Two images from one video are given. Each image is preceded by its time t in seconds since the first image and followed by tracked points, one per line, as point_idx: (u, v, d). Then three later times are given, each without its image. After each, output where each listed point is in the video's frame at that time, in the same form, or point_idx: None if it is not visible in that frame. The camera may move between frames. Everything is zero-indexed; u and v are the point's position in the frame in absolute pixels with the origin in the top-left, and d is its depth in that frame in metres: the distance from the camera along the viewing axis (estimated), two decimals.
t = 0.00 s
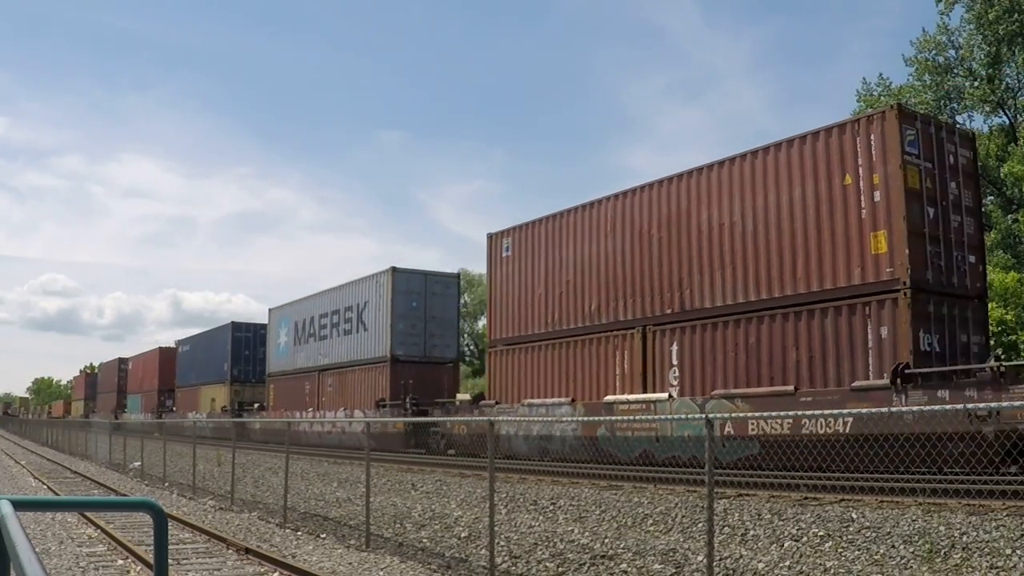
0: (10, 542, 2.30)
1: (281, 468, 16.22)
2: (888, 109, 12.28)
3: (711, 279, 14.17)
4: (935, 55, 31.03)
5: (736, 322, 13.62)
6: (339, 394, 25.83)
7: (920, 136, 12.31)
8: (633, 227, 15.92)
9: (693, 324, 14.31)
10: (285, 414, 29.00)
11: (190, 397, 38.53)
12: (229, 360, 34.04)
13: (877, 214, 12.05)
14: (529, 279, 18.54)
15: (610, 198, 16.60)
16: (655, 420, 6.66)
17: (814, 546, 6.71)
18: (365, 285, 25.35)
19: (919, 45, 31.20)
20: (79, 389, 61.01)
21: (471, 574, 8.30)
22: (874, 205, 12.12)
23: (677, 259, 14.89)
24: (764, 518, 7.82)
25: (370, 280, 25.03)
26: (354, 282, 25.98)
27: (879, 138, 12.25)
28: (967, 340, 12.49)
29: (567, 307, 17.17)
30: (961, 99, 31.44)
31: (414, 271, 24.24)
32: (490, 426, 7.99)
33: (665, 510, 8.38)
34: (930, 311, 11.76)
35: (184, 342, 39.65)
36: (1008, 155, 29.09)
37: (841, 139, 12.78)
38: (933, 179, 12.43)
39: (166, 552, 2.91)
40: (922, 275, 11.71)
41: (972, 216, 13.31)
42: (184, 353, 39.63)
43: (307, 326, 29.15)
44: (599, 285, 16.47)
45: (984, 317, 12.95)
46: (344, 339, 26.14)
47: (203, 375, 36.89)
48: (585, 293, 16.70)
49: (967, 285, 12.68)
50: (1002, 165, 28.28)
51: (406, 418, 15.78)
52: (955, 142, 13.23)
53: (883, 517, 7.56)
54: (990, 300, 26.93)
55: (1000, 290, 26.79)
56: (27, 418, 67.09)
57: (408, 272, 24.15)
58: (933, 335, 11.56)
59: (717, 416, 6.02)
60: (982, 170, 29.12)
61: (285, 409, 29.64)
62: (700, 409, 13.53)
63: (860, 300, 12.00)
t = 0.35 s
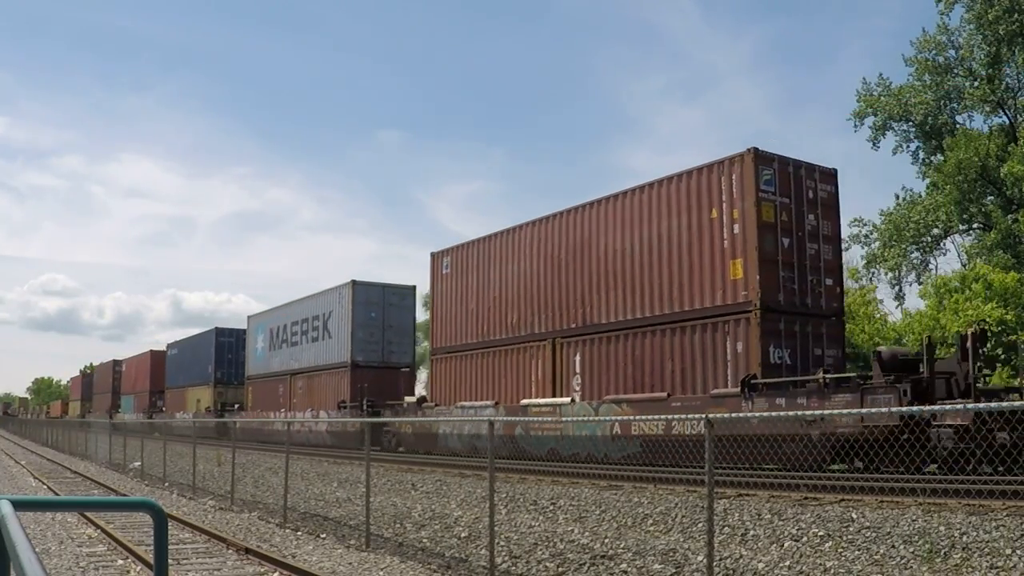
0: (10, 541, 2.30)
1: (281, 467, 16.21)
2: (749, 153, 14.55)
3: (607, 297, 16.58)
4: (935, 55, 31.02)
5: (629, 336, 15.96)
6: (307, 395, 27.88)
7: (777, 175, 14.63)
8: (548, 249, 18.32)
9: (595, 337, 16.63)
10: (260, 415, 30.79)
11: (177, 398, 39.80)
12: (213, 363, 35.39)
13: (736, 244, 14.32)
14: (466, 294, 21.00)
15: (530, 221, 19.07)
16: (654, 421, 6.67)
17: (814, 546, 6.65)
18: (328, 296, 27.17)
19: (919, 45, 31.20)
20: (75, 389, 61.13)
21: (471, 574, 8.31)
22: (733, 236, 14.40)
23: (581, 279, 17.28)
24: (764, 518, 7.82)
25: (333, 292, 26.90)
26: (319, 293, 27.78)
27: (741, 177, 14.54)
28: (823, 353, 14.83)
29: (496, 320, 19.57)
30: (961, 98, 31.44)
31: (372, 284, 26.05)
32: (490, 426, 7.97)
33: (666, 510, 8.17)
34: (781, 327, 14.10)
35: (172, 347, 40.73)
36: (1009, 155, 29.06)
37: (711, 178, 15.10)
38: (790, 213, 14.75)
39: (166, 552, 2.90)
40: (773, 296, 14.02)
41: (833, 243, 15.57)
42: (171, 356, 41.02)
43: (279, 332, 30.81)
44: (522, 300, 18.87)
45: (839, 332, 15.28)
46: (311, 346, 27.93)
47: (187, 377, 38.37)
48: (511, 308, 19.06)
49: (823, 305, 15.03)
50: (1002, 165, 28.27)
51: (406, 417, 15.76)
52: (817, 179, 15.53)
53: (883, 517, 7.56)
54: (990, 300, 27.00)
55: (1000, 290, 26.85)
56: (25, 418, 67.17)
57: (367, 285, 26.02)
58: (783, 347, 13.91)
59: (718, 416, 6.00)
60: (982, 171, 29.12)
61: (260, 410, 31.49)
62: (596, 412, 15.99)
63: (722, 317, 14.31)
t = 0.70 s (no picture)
0: (11, 541, 2.30)
1: (281, 468, 16.20)
2: (640, 189, 16.30)
3: (524, 312, 18.35)
4: (935, 55, 31.03)
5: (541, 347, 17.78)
6: (278, 396, 29.07)
7: (664, 208, 16.40)
8: (475, 269, 20.15)
9: (513, 348, 18.45)
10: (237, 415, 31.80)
11: (166, 399, 40.58)
12: (197, 366, 36.28)
13: (627, 267, 16.09)
14: (411, 308, 22.84)
15: (464, 243, 20.75)
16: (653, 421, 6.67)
17: (814, 546, 6.68)
18: (298, 304, 28.38)
19: (919, 45, 31.21)
20: (72, 391, 61.20)
21: (470, 574, 8.30)
22: (625, 261, 16.18)
23: (501, 297, 19.09)
24: (764, 518, 7.82)
25: (302, 301, 28.13)
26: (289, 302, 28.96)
27: (631, 210, 16.32)
28: (705, 363, 16.65)
29: (434, 332, 21.44)
30: (961, 98, 31.44)
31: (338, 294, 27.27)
32: (490, 426, 7.98)
33: (665, 510, 8.31)
34: (665, 342, 15.92)
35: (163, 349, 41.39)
36: (1009, 155, 29.03)
37: (608, 210, 16.89)
38: (675, 240, 16.56)
39: (166, 552, 2.91)
40: (656, 314, 15.84)
41: (719, 265, 17.42)
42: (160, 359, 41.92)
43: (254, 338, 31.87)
44: (456, 314, 20.68)
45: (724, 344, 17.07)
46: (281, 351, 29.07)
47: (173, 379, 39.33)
48: (448, 321, 20.81)
49: (707, 321, 16.88)
50: (1002, 165, 28.26)
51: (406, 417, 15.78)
52: (704, 210, 17.32)
53: (883, 517, 7.56)
54: (990, 300, 26.89)
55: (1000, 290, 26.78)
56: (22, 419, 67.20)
57: (334, 295, 27.22)
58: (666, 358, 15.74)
59: (718, 415, 6.01)
60: (982, 171, 29.11)
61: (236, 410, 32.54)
62: (513, 413, 17.91)
63: (615, 332, 16.13)
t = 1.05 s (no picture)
0: (11, 542, 2.29)
1: (281, 468, 16.21)
2: (551, 216, 17.72)
3: (458, 325, 19.87)
4: (935, 55, 31.01)
5: (472, 356, 19.38)
6: (256, 398, 30.40)
7: (575, 232, 17.85)
8: (419, 285, 21.74)
9: (449, 357, 20.02)
10: (220, 416, 33.05)
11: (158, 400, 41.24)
12: (185, 368, 37.73)
13: (541, 287, 17.54)
14: (366, 319, 24.45)
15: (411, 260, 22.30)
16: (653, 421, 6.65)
17: (814, 546, 6.68)
18: (272, 313, 29.60)
19: (919, 45, 31.20)
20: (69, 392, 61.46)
21: (470, 574, 8.28)
22: (540, 282, 17.63)
23: (440, 310, 20.68)
24: (764, 518, 7.81)
25: (276, 310, 29.35)
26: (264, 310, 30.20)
27: (543, 236, 17.78)
28: (612, 370, 18.30)
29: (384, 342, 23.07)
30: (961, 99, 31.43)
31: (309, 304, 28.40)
32: (491, 425, 7.95)
33: (665, 511, 8.36)
34: (574, 352, 17.40)
35: (153, 351, 42.22)
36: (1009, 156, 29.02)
37: (526, 234, 18.35)
38: (585, 262, 18.01)
39: (166, 553, 2.91)
40: (566, 327, 17.33)
41: (627, 283, 19.02)
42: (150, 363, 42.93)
43: (235, 343, 33.17)
44: (404, 326, 22.28)
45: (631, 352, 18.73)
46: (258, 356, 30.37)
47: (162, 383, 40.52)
48: (398, 331, 22.43)
49: (614, 334, 18.47)
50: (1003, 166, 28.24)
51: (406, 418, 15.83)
52: (614, 233, 18.92)
53: (883, 517, 7.56)
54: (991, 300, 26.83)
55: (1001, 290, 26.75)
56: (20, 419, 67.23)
57: (305, 305, 28.38)
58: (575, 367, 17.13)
59: (718, 414, 6.01)
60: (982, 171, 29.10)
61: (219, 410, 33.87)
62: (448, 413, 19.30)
63: (529, 344, 17.63)
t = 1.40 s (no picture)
0: (11, 542, 2.30)
1: (281, 467, 16.22)
2: (483, 238, 19.57)
3: (408, 334, 21.77)
4: (935, 55, 31.00)
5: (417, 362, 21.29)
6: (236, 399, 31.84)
7: (505, 253, 19.64)
8: (378, 296, 23.72)
9: (400, 363, 21.93)
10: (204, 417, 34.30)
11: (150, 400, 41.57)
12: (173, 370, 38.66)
13: (473, 301, 19.36)
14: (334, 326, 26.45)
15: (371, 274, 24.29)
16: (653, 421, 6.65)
17: (814, 546, 6.68)
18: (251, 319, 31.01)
19: (919, 45, 31.17)
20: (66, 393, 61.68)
21: (470, 574, 8.28)
22: (472, 297, 19.45)
23: (394, 319, 22.64)
24: (764, 518, 7.82)
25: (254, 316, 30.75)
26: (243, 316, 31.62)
27: (476, 255, 19.64)
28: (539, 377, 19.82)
29: (347, 348, 25.05)
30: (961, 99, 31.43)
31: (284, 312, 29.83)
32: (491, 425, 7.95)
33: (664, 511, 8.36)
34: (503, 359, 19.10)
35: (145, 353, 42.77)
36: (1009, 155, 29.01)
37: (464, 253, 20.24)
38: (514, 279, 19.73)
39: (166, 553, 2.92)
40: (495, 337, 19.07)
41: (553, 297, 20.56)
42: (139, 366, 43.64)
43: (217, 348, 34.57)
44: (364, 333, 24.30)
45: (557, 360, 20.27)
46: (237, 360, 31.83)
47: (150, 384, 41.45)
48: (358, 339, 24.41)
49: (541, 344, 20.03)
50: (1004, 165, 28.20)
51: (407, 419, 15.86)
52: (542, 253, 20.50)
53: (883, 517, 7.56)
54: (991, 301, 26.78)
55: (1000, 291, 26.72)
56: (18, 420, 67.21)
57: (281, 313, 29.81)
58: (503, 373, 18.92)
59: (718, 414, 6.01)
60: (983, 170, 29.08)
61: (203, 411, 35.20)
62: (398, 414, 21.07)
63: (462, 352, 19.46)
